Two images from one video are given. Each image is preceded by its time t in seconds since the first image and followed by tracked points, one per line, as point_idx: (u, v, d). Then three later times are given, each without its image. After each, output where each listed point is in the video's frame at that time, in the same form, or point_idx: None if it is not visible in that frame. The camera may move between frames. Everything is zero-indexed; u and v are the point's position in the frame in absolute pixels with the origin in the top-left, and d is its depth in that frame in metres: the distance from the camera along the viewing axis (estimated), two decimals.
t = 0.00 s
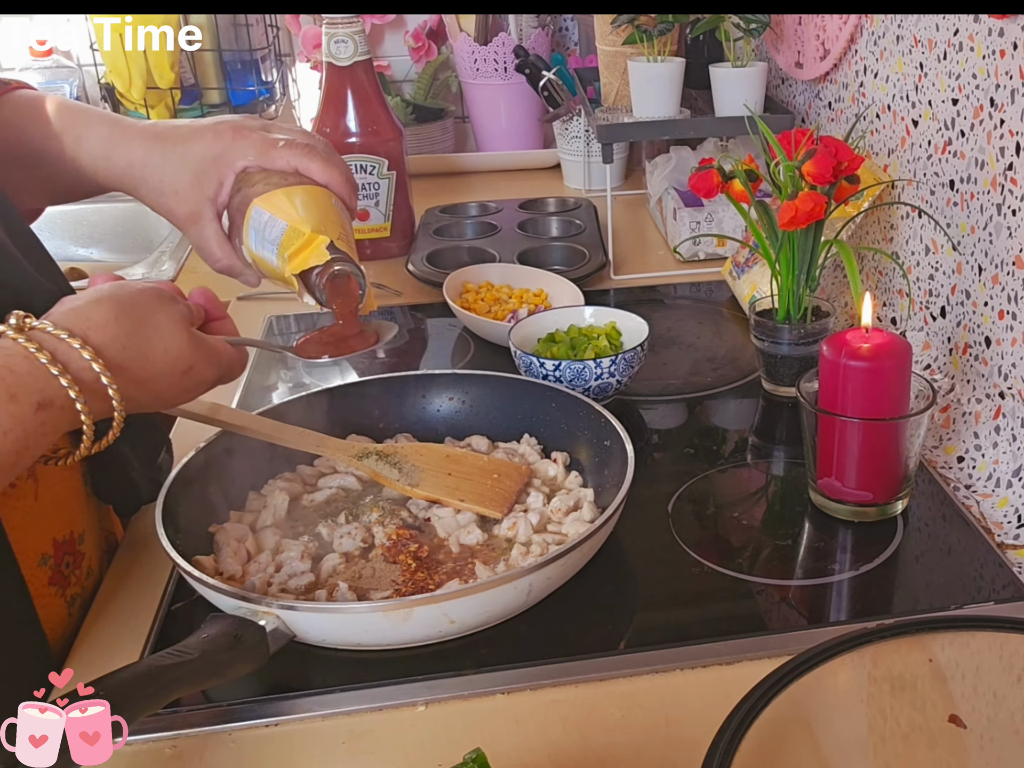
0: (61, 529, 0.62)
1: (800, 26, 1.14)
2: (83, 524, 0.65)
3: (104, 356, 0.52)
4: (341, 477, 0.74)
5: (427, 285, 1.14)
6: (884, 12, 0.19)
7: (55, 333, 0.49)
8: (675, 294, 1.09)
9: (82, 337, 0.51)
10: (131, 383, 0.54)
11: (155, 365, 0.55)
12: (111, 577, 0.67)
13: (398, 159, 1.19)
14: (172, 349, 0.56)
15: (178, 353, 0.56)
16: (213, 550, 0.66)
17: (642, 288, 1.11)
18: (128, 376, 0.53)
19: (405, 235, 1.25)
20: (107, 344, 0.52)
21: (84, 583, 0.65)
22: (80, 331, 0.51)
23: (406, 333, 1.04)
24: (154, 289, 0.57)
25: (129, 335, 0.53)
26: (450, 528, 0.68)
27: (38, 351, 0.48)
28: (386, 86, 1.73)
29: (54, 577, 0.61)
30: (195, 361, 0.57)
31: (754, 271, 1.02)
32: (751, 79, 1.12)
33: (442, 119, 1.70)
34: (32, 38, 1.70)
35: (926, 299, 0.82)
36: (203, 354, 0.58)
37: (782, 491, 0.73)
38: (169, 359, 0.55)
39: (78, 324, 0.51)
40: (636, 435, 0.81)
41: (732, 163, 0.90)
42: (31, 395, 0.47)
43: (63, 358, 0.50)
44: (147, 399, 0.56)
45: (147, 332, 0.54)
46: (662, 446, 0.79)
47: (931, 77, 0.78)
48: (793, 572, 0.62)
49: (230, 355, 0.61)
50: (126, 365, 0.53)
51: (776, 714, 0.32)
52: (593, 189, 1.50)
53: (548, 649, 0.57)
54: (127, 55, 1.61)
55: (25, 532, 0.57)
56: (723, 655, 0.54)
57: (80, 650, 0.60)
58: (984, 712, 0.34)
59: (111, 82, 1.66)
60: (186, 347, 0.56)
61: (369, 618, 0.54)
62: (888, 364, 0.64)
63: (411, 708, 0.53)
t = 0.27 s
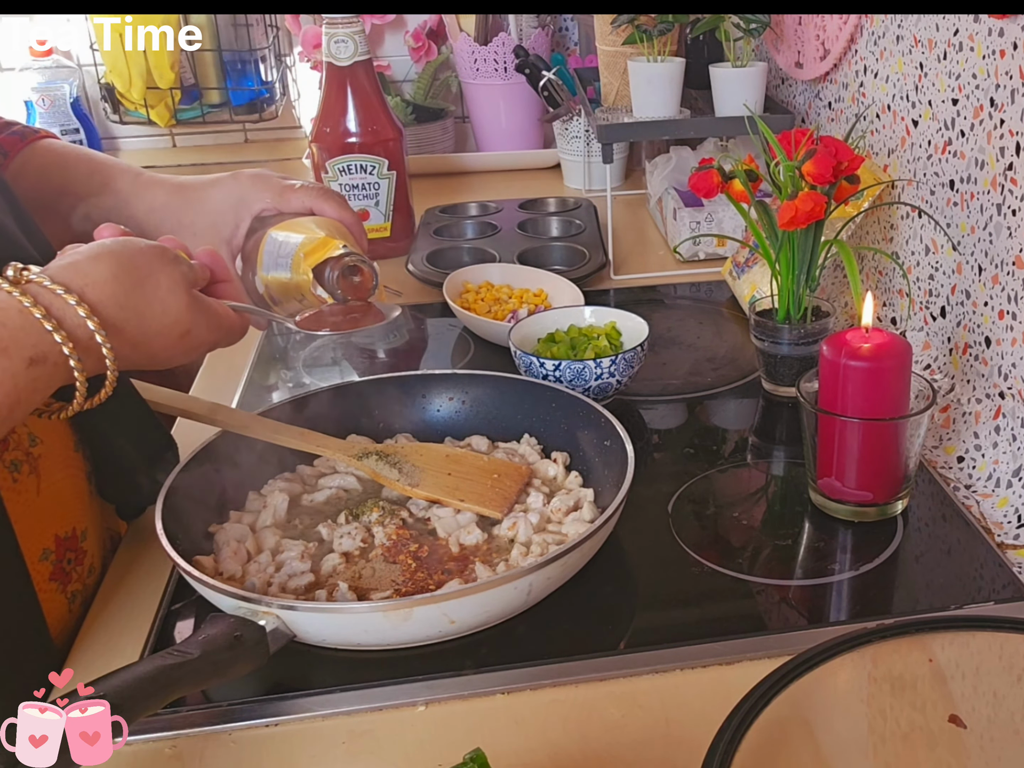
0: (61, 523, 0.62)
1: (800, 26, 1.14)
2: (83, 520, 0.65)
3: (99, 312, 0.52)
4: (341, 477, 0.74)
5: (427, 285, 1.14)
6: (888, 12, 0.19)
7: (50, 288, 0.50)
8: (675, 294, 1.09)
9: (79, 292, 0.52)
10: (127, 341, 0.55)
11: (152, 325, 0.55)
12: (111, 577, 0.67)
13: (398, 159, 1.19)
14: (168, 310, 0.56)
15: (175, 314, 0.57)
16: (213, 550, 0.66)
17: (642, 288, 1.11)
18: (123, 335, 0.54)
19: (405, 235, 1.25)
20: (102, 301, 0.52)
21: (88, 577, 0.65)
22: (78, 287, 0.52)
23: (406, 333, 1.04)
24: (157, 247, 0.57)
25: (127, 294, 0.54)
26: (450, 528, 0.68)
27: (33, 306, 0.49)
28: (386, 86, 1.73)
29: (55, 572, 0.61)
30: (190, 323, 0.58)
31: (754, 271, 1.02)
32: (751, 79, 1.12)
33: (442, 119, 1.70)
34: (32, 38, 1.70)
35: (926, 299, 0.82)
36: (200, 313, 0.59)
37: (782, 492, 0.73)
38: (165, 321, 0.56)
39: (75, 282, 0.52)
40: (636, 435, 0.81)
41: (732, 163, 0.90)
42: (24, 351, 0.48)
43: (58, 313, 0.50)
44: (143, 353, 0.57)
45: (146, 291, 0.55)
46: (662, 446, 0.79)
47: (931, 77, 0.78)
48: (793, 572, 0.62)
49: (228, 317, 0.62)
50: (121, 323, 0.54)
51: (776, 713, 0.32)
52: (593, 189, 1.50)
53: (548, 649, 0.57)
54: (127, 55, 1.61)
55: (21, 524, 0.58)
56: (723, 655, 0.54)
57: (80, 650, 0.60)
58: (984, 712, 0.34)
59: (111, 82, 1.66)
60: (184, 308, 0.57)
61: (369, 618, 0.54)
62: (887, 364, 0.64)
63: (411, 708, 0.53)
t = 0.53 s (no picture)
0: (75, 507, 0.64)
1: (800, 26, 1.14)
2: (94, 509, 0.67)
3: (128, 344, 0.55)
4: (341, 477, 0.74)
5: (426, 285, 1.14)
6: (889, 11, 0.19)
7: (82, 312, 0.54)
8: (675, 294, 1.09)
9: (109, 319, 0.55)
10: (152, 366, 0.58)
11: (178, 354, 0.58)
12: (111, 576, 0.67)
13: (398, 159, 1.19)
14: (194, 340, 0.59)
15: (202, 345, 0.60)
16: (212, 550, 0.66)
17: (642, 288, 1.11)
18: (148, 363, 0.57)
19: (404, 235, 1.25)
20: (129, 329, 0.55)
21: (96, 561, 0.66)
22: (109, 314, 0.55)
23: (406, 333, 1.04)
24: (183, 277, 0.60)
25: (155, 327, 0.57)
26: (450, 528, 0.68)
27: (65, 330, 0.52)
28: (386, 86, 1.73)
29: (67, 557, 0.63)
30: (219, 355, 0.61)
31: (754, 271, 1.02)
32: (751, 79, 1.12)
33: (442, 119, 1.70)
34: (32, 38, 1.70)
35: (926, 299, 0.82)
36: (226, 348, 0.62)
37: (782, 492, 0.73)
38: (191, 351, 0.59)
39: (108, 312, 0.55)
40: (636, 435, 0.81)
41: (732, 163, 0.90)
42: (53, 372, 0.51)
43: (88, 338, 0.54)
44: (165, 378, 0.60)
45: (174, 321, 0.58)
46: (662, 446, 0.79)
47: (931, 78, 0.78)
48: (793, 572, 0.62)
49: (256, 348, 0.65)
50: (147, 353, 0.57)
51: (776, 713, 0.32)
52: (593, 189, 1.50)
53: (547, 649, 0.57)
54: (127, 55, 1.61)
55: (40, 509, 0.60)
56: (723, 655, 0.54)
57: (80, 649, 0.60)
58: (984, 712, 0.34)
59: (111, 82, 1.66)
60: (212, 339, 0.60)
61: (369, 618, 0.54)
62: (888, 364, 0.64)
63: (411, 708, 0.53)
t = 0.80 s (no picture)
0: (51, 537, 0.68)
1: (800, 26, 1.14)
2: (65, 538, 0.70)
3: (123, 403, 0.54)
4: (341, 477, 0.74)
5: (427, 285, 1.14)
6: (893, 12, 0.19)
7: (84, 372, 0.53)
8: (675, 294, 1.09)
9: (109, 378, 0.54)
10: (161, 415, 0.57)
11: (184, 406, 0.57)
12: (111, 577, 0.67)
13: (398, 159, 1.19)
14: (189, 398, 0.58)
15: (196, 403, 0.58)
16: (213, 550, 0.66)
17: (642, 288, 1.11)
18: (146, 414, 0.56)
19: (404, 235, 1.25)
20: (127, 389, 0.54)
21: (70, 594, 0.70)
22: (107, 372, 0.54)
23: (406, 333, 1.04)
24: (186, 328, 0.58)
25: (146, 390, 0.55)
26: (450, 528, 0.68)
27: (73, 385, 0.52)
28: (386, 86, 1.73)
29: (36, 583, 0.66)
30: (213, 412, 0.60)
31: (754, 271, 1.02)
32: (751, 79, 1.12)
33: (442, 119, 1.70)
34: (32, 37, 1.70)
35: (926, 299, 0.82)
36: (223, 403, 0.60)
37: (782, 492, 0.73)
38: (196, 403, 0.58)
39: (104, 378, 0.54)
40: (636, 435, 0.81)
41: (732, 163, 0.90)
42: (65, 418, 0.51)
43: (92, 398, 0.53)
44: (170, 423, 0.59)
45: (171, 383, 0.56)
46: (662, 446, 0.79)
47: (931, 78, 0.78)
48: (793, 572, 0.62)
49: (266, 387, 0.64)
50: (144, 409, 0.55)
51: (776, 713, 0.32)
52: (593, 189, 1.50)
53: (547, 649, 0.57)
54: (127, 55, 1.61)
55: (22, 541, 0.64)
56: (723, 655, 0.54)
57: (79, 650, 0.60)
58: (984, 712, 0.34)
59: (111, 82, 1.66)
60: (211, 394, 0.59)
61: (369, 617, 0.54)
62: (888, 364, 0.64)
63: (411, 708, 0.53)
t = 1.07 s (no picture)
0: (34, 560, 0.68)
1: (800, 26, 1.14)
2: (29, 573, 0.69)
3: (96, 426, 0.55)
4: (341, 477, 0.74)
5: (427, 285, 1.14)
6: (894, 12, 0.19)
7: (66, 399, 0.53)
8: (675, 294, 1.09)
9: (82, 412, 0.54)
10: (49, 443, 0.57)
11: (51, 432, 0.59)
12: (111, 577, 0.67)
13: (398, 159, 1.19)
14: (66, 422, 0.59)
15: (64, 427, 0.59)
16: (213, 550, 0.66)
17: (642, 288, 1.11)
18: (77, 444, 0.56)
19: (405, 235, 1.25)
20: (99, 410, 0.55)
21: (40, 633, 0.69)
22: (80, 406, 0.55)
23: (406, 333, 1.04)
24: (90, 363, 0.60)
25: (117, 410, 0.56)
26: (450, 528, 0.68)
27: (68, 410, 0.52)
28: (386, 86, 1.73)
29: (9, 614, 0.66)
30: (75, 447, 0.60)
31: (754, 271, 1.02)
32: (751, 79, 1.12)
33: (442, 119, 1.70)
34: (32, 37, 1.70)
35: (926, 299, 0.82)
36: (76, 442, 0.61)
37: (783, 492, 0.73)
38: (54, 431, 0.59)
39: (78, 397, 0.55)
40: (636, 435, 0.81)
41: (732, 163, 0.90)
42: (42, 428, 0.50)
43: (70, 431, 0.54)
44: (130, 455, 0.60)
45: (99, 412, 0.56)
46: (662, 446, 0.79)
47: (931, 78, 0.78)
48: (793, 572, 0.62)
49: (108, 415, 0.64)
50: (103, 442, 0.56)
51: (776, 713, 0.32)
52: (593, 189, 1.50)
53: (548, 649, 0.57)
54: (127, 55, 1.61)
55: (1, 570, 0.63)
56: (723, 655, 0.54)
57: (78, 650, 0.60)
58: (984, 712, 0.34)
59: (111, 82, 1.66)
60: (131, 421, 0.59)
61: (369, 617, 0.54)
62: (888, 364, 0.64)
63: (411, 708, 0.53)
